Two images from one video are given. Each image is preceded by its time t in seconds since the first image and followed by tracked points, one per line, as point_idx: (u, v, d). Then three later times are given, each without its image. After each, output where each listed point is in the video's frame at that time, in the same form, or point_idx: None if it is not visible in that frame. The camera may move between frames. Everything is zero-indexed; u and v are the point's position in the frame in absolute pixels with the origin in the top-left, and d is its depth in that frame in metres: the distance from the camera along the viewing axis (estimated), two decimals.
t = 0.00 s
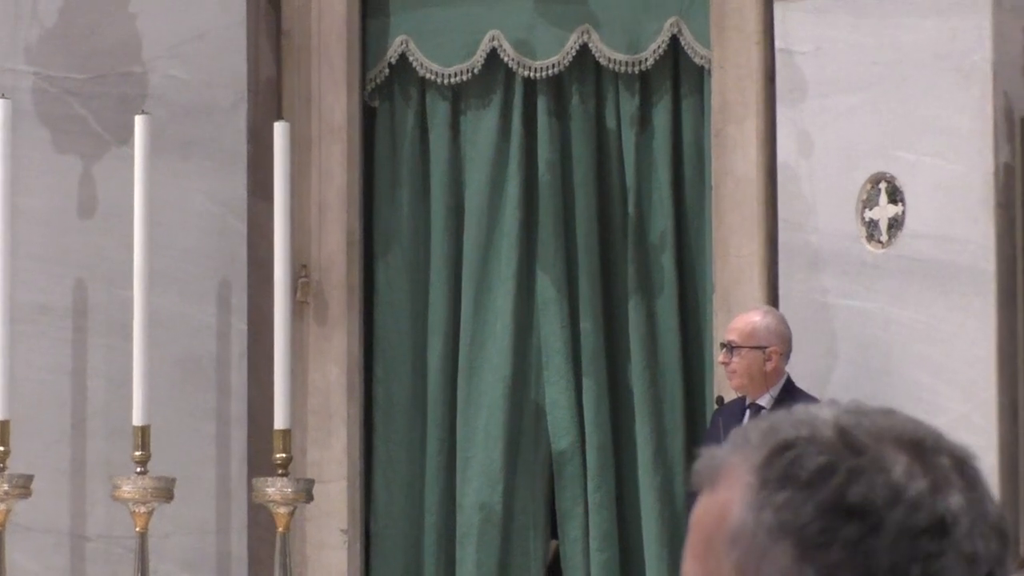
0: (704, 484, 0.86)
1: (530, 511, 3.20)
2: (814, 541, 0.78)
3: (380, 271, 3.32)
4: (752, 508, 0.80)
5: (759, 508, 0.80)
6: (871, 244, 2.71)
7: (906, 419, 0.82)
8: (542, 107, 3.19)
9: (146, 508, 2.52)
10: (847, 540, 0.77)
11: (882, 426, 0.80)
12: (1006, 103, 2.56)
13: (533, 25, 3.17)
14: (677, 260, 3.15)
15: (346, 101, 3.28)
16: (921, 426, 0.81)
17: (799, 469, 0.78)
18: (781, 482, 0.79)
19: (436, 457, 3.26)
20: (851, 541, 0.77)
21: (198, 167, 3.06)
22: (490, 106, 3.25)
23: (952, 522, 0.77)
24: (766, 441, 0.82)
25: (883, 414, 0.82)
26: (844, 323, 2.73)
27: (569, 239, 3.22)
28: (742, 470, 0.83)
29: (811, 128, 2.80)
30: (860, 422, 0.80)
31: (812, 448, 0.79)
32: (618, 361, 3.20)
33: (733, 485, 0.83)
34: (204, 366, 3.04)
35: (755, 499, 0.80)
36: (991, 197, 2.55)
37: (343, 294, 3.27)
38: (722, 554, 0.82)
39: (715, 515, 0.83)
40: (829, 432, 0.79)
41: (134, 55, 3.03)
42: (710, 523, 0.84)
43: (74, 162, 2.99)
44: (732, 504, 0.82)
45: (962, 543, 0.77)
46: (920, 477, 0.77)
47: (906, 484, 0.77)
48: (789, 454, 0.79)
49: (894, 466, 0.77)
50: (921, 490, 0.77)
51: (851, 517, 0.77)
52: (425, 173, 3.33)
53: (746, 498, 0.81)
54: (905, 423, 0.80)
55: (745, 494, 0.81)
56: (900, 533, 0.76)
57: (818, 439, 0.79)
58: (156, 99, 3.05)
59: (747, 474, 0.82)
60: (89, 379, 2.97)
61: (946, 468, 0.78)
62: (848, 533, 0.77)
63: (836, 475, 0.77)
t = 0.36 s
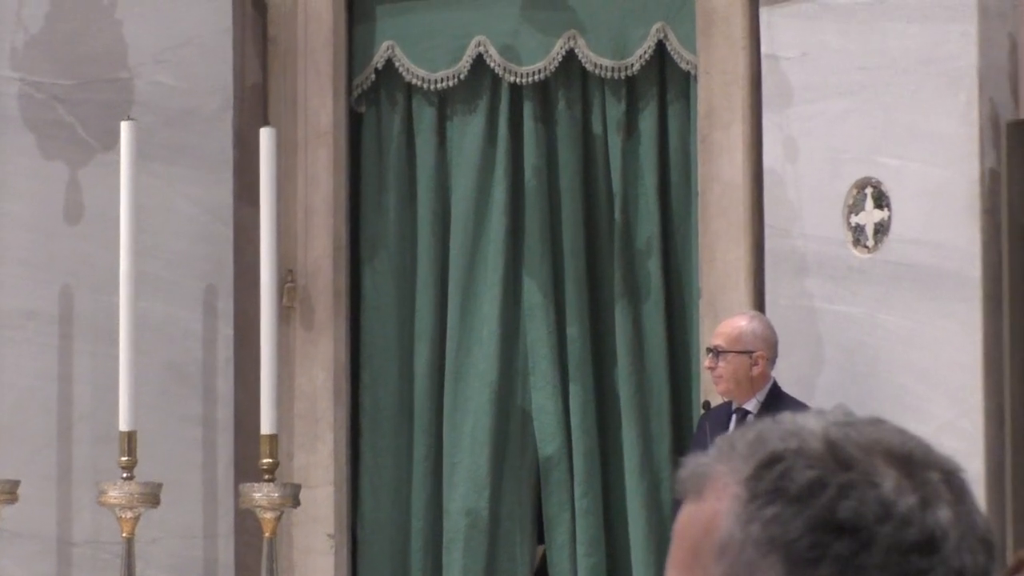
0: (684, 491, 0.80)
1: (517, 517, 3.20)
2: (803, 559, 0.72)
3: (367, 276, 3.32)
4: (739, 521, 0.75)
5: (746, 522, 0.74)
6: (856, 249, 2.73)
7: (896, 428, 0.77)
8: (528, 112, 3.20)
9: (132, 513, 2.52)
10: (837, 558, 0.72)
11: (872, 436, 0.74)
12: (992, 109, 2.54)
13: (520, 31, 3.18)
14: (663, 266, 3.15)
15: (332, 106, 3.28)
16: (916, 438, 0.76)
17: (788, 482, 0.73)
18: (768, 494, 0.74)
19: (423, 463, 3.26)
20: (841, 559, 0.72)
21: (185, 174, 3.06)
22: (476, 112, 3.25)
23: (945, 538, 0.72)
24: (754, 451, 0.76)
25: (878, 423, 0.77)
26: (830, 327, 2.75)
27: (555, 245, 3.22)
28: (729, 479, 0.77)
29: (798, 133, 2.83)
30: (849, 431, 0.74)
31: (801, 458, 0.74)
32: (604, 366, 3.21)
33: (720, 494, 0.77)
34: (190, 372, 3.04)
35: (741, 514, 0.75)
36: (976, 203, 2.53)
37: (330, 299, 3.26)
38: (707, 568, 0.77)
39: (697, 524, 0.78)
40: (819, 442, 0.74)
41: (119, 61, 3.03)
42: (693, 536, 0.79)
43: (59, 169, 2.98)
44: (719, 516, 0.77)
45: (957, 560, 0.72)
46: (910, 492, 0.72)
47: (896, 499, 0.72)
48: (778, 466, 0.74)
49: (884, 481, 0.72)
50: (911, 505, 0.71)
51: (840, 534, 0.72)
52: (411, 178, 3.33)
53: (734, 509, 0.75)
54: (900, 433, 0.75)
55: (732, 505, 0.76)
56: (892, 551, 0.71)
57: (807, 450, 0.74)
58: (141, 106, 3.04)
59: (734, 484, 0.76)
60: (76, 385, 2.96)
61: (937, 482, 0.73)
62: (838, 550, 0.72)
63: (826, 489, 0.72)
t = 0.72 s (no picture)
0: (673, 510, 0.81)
1: (502, 520, 3.20)
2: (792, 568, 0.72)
3: (351, 279, 3.32)
4: (727, 530, 0.75)
5: (734, 532, 0.74)
6: (840, 253, 2.74)
7: (880, 437, 0.78)
8: (513, 116, 3.20)
9: (116, 517, 2.51)
10: (827, 566, 0.72)
11: (857, 445, 0.75)
12: (976, 113, 2.54)
13: (504, 34, 3.19)
14: (648, 269, 3.16)
15: (316, 109, 3.28)
16: (901, 447, 0.77)
17: (776, 490, 0.73)
18: (755, 503, 0.74)
19: (408, 466, 3.26)
20: (830, 567, 0.72)
21: (170, 177, 3.06)
22: (461, 116, 3.25)
23: (932, 546, 0.72)
24: (740, 461, 0.77)
25: (861, 432, 0.78)
26: (814, 331, 2.77)
27: (540, 248, 3.23)
28: (715, 489, 0.78)
29: (782, 136, 2.85)
30: (834, 440, 0.75)
31: (788, 466, 0.74)
32: (589, 369, 3.21)
33: (707, 505, 0.78)
34: (175, 375, 3.04)
35: (728, 524, 0.75)
36: (960, 207, 2.52)
37: (314, 303, 3.26)
38: None
39: (684, 536, 0.79)
40: (805, 451, 0.75)
41: (103, 65, 3.02)
42: (679, 547, 0.79)
43: (44, 173, 2.97)
44: (706, 526, 0.77)
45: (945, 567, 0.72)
46: (898, 499, 0.73)
47: (884, 507, 0.72)
48: (766, 475, 0.74)
49: (872, 488, 0.73)
50: (898, 512, 0.72)
51: (829, 542, 0.72)
52: (396, 182, 3.34)
53: (721, 519, 0.76)
54: (885, 442, 0.76)
55: (718, 516, 0.76)
56: (881, 559, 0.71)
57: (794, 460, 0.74)
58: (126, 109, 3.03)
59: (720, 494, 0.77)
60: (60, 389, 2.95)
61: (922, 490, 0.74)
62: (827, 558, 0.72)
63: (814, 498, 0.72)
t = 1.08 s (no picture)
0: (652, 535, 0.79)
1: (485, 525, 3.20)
2: None
3: (334, 284, 3.32)
4: (708, 550, 0.73)
5: (714, 552, 0.73)
6: (824, 258, 2.76)
7: (859, 455, 0.76)
8: (496, 121, 3.21)
9: (99, 523, 2.50)
10: None
11: (836, 462, 0.74)
12: (959, 118, 2.52)
13: (487, 39, 3.19)
14: (630, 275, 3.16)
15: (299, 113, 3.28)
16: (882, 466, 0.75)
17: (756, 507, 0.72)
18: (735, 521, 0.72)
19: (390, 471, 3.26)
20: None
21: (152, 183, 3.05)
22: (443, 121, 3.25)
23: (914, 564, 0.70)
24: (718, 480, 0.75)
25: (840, 450, 0.76)
26: (798, 337, 2.80)
27: (523, 253, 3.23)
28: (694, 509, 0.76)
29: (765, 142, 2.89)
30: (812, 458, 0.74)
31: (767, 483, 0.73)
32: (572, 375, 3.22)
33: (686, 525, 0.76)
34: (157, 381, 3.03)
35: (709, 544, 0.73)
36: (943, 213, 2.51)
37: (296, 308, 3.26)
38: None
39: (661, 556, 0.77)
40: (783, 469, 0.73)
41: (87, 70, 3.02)
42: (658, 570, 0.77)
43: (27, 179, 2.97)
44: (686, 545, 0.75)
45: None
46: (879, 517, 0.71)
47: (863, 524, 0.70)
48: (744, 492, 0.73)
49: (851, 505, 0.71)
50: (878, 529, 0.70)
51: (810, 560, 0.70)
52: (379, 187, 3.34)
53: (702, 538, 0.74)
54: (865, 460, 0.75)
55: (698, 536, 0.75)
56: None
57: (772, 477, 0.73)
58: (109, 113, 3.03)
59: (699, 514, 0.75)
60: (42, 395, 2.95)
61: (902, 506, 0.72)
62: None
63: (794, 516, 0.71)
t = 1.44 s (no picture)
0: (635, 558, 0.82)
1: (471, 529, 3.20)
2: None
3: (320, 289, 3.32)
4: (702, 569, 0.76)
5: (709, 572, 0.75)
6: (810, 263, 2.77)
7: (846, 474, 0.79)
8: (481, 125, 3.21)
9: (85, 528, 2.50)
10: None
11: (826, 480, 0.77)
12: (944, 124, 2.52)
13: (473, 44, 3.20)
14: (616, 280, 3.17)
15: (284, 118, 3.28)
16: (868, 485, 0.78)
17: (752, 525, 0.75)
18: (730, 538, 0.75)
19: (377, 476, 3.25)
20: None
21: (137, 189, 3.05)
22: (429, 126, 3.26)
23: None
24: (709, 500, 0.78)
25: (828, 470, 0.80)
26: (784, 342, 2.82)
27: (509, 257, 3.24)
28: (686, 529, 0.79)
29: (750, 147, 2.91)
30: (802, 477, 0.77)
31: (759, 501, 0.76)
32: (557, 379, 3.22)
33: (676, 545, 0.80)
34: (143, 387, 3.02)
35: (704, 565, 0.76)
36: (929, 219, 2.51)
37: (282, 313, 3.26)
38: None
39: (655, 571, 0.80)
40: (774, 488, 0.76)
41: (72, 75, 3.02)
42: None
43: (11, 185, 2.99)
44: (682, 565, 0.78)
45: None
46: (872, 534, 0.73)
47: (856, 540, 0.73)
48: (738, 511, 0.76)
49: (844, 522, 0.73)
50: (871, 546, 0.73)
51: None
52: (365, 191, 3.34)
53: (696, 556, 0.77)
54: (853, 479, 0.78)
55: (693, 554, 0.78)
56: None
57: (763, 495, 0.76)
58: (94, 119, 3.03)
59: (692, 533, 0.79)
60: (28, 400, 2.95)
61: (894, 524, 0.75)
62: None
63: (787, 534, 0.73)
